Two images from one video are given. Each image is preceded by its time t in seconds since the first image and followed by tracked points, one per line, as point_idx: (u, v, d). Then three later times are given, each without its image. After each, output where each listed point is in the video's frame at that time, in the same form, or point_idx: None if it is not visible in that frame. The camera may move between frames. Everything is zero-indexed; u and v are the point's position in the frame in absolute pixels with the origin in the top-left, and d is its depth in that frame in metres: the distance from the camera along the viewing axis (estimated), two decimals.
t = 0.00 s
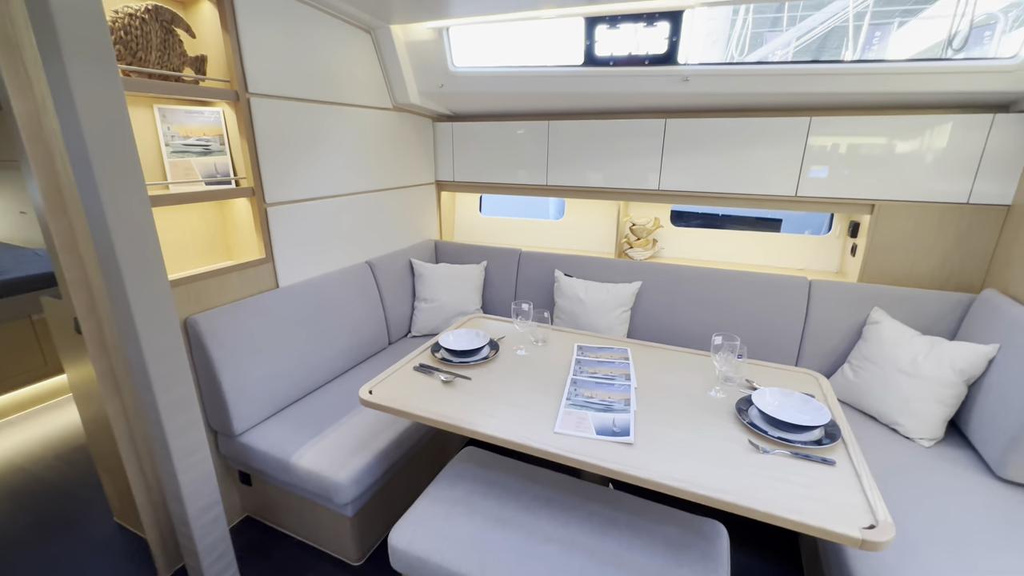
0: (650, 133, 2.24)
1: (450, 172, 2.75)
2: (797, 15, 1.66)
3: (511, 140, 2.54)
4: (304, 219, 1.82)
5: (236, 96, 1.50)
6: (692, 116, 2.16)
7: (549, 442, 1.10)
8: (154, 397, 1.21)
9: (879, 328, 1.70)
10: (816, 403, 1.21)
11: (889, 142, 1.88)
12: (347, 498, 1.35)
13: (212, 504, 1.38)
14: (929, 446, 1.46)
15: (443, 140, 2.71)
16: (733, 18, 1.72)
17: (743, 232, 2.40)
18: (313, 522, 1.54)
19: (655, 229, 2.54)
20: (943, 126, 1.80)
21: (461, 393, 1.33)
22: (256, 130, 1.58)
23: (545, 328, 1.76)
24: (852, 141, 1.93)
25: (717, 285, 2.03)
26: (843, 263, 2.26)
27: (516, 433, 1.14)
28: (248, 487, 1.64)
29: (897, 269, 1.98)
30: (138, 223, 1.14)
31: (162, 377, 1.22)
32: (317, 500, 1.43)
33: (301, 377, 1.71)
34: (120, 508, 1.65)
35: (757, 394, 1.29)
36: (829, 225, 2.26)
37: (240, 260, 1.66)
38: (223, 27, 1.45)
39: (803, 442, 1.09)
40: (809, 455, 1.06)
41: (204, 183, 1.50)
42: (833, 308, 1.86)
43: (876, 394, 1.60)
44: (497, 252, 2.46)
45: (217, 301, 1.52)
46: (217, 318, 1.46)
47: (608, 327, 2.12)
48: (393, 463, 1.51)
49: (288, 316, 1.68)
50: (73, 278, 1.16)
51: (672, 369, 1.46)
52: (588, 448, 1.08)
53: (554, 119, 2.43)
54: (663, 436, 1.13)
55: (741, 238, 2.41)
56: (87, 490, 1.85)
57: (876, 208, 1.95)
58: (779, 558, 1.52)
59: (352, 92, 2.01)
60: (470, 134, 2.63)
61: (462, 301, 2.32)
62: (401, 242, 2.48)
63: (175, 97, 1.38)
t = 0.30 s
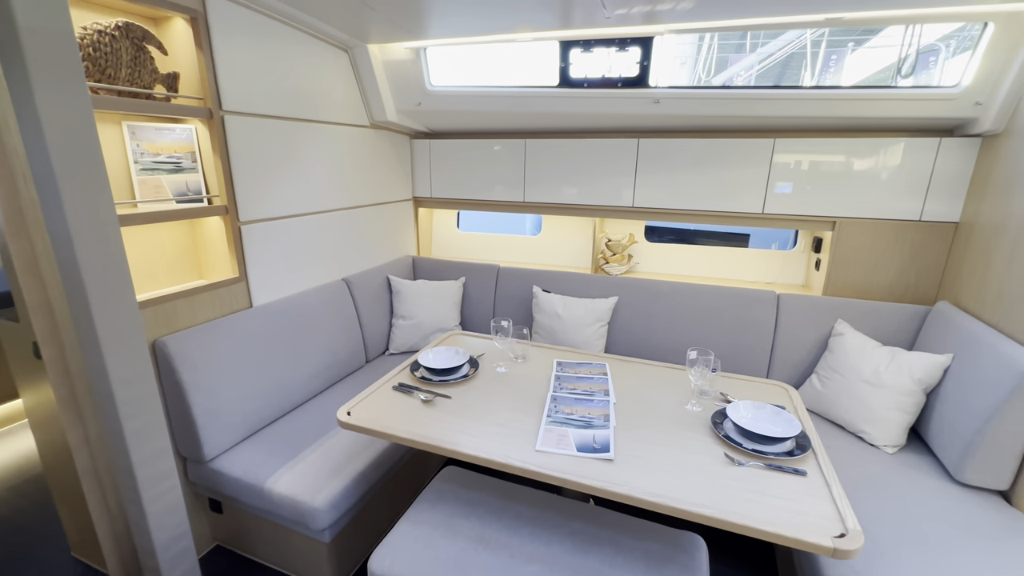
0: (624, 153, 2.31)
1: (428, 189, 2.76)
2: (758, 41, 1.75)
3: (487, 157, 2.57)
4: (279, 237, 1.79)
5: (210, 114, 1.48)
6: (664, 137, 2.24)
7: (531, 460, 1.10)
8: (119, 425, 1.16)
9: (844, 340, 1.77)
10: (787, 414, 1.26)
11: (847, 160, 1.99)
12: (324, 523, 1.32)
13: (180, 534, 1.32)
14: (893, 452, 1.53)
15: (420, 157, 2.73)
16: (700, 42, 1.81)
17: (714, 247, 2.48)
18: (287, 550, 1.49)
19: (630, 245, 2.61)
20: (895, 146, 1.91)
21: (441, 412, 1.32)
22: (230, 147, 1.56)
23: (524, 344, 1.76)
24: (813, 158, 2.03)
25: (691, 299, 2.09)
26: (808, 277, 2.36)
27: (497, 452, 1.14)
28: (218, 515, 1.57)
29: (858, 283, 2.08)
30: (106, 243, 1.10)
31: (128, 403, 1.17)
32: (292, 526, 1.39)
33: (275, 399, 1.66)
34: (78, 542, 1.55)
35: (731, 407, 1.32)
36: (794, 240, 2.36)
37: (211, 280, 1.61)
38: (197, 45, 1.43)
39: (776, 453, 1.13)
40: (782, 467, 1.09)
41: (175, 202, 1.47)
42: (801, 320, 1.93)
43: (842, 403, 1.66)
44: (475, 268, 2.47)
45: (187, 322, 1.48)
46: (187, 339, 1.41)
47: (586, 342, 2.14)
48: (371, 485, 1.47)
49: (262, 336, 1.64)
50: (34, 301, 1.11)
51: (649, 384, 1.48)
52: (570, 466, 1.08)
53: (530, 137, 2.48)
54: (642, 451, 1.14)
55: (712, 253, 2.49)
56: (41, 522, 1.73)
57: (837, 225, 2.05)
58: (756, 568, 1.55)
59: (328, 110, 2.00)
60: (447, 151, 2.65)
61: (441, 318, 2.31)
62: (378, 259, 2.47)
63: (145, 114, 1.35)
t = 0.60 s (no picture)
0: (593, 166, 2.37)
1: (399, 201, 2.74)
2: (718, 60, 1.85)
3: (459, 169, 2.58)
4: (245, 251, 1.75)
5: (172, 126, 1.44)
6: (630, 151, 2.31)
7: (507, 474, 1.10)
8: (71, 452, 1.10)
9: (803, 345, 1.86)
10: (752, 419, 1.31)
11: (802, 172, 2.10)
12: (294, 547, 1.27)
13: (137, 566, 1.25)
14: (851, 452, 1.61)
15: (391, 168, 2.71)
16: (663, 60, 1.89)
17: (681, 256, 2.57)
18: None
19: (601, 255, 2.65)
20: (845, 160, 2.04)
21: (416, 428, 1.30)
22: (193, 159, 1.51)
23: (498, 356, 1.77)
24: (771, 170, 2.13)
25: (660, 308, 2.14)
26: (770, 285, 2.46)
27: (472, 466, 1.13)
28: (179, 544, 1.50)
29: (815, 290, 2.19)
30: (58, 261, 1.05)
31: (81, 428, 1.11)
32: (260, 551, 1.33)
33: (241, 419, 1.60)
34: None
35: (700, 414, 1.37)
36: (756, 249, 2.46)
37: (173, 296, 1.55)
38: (158, 56, 1.40)
39: (743, 458, 1.17)
40: (749, 471, 1.13)
41: (134, 216, 1.41)
42: (763, 327, 2.02)
43: (804, 406, 1.74)
44: (448, 280, 2.46)
45: (147, 341, 1.41)
46: (146, 359, 1.35)
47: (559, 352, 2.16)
48: (343, 505, 1.44)
49: (227, 354, 1.59)
50: None
51: (621, 393, 1.51)
52: (545, 478, 1.09)
53: (501, 150, 2.51)
54: (615, 460, 1.16)
55: (679, 263, 2.58)
56: None
57: (795, 235, 2.15)
58: (727, 571, 1.59)
59: (296, 122, 1.98)
60: (418, 163, 2.65)
61: (413, 331, 2.28)
62: (349, 272, 2.43)
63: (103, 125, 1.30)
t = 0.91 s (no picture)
0: (563, 173, 2.41)
1: (369, 208, 2.71)
2: (681, 69, 1.92)
3: (430, 176, 2.58)
4: (208, 261, 1.69)
5: (128, 132, 1.38)
6: (599, 158, 2.36)
7: (483, 481, 1.11)
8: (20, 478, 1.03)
9: (766, 345, 1.94)
10: (720, 418, 1.36)
11: (762, 177, 2.20)
12: (264, 566, 1.24)
13: None
14: (812, 446, 1.69)
15: (360, 175, 2.68)
16: (629, 69, 1.95)
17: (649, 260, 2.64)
18: None
19: (572, 260, 2.70)
20: (800, 166, 2.15)
21: (390, 438, 1.29)
22: (151, 167, 1.46)
23: (472, 362, 1.77)
24: (734, 175, 2.23)
25: (630, 312, 2.20)
26: (734, 287, 2.56)
27: (449, 475, 1.13)
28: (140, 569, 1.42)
29: (775, 291, 2.29)
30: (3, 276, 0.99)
31: (30, 452, 1.05)
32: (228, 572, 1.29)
33: (206, 435, 1.54)
34: None
35: (670, 414, 1.41)
36: (721, 252, 2.56)
37: (130, 309, 1.49)
38: (112, 60, 1.34)
39: (711, 456, 1.21)
40: (717, 468, 1.17)
41: (87, 226, 1.35)
42: (728, 328, 2.10)
43: (767, 403, 1.82)
44: (420, 287, 2.45)
45: (102, 357, 1.35)
46: (102, 376, 1.28)
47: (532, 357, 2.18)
48: (316, 520, 1.40)
49: (190, 368, 1.53)
50: None
51: (594, 396, 1.54)
52: (521, 483, 1.10)
53: (472, 156, 2.52)
54: (589, 463, 1.19)
55: (648, 267, 2.66)
56: None
57: (756, 239, 2.26)
58: (699, 567, 1.64)
59: (261, 127, 1.93)
60: (388, 170, 2.63)
61: (386, 339, 2.25)
62: (318, 280, 2.38)
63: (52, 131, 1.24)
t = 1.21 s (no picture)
0: (533, 174, 2.43)
1: (337, 210, 2.66)
2: (646, 72, 1.98)
3: (399, 177, 2.55)
4: (168, 266, 1.62)
5: (78, 132, 1.31)
6: (568, 159, 2.40)
7: (460, 482, 1.11)
8: None
9: (731, 339, 2.02)
10: (688, 411, 1.41)
11: (725, 177, 2.29)
12: None
13: None
14: (775, 435, 1.78)
15: (328, 176, 2.63)
16: (595, 72, 1.99)
17: (619, 259, 2.71)
18: None
19: (543, 260, 2.74)
20: (760, 167, 2.25)
21: (365, 443, 1.28)
22: (104, 169, 1.39)
23: (446, 364, 1.77)
24: (698, 176, 2.31)
25: (601, 310, 2.25)
26: (699, 284, 2.66)
27: (425, 477, 1.13)
28: None
29: (738, 287, 2.39)
30: None
31: None
32: None
33: (169, 446, 1.48)
34: None
35: (641, 409, 1.45)
36: (687, 251, 2.65)
37: (84, 317, 1.41)
38: (59, 56, 1.27)
39: (681, 448, 1.26)
40: (688, 459, 1.22)
41: (35, 231, 1.26)
42: (695, 323, 2.17)
43: (734, 395, 1.89)
44: (392, 290, 2.42)
45: (53, 369, 1.27)
46: (54, 390, 1.21)
47: (506, 357, 2.20)
48: (288, 530, 1.37)
49: (150, 377, 1.46)
50: None
51: (567, 394, 1.57)
52: (498, 483, 1.11)
53: (442, 157, 2.51)
54: (563, 460, 1.21)
55: (617, 266, 2.72)
56: None
57: (720, 237, 2.35)
58: (670, 556, 1.70)
59: (223, 127, 1.87)
60: (356, 170, 2.59)
61: (357, 342, 2.22)
62: (285, 284, 2.32)
63: None
